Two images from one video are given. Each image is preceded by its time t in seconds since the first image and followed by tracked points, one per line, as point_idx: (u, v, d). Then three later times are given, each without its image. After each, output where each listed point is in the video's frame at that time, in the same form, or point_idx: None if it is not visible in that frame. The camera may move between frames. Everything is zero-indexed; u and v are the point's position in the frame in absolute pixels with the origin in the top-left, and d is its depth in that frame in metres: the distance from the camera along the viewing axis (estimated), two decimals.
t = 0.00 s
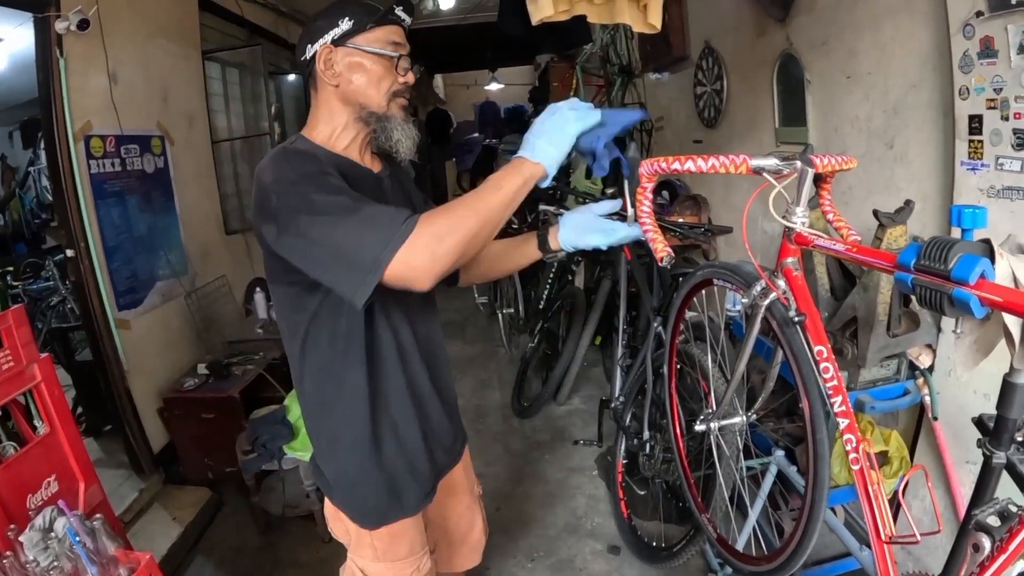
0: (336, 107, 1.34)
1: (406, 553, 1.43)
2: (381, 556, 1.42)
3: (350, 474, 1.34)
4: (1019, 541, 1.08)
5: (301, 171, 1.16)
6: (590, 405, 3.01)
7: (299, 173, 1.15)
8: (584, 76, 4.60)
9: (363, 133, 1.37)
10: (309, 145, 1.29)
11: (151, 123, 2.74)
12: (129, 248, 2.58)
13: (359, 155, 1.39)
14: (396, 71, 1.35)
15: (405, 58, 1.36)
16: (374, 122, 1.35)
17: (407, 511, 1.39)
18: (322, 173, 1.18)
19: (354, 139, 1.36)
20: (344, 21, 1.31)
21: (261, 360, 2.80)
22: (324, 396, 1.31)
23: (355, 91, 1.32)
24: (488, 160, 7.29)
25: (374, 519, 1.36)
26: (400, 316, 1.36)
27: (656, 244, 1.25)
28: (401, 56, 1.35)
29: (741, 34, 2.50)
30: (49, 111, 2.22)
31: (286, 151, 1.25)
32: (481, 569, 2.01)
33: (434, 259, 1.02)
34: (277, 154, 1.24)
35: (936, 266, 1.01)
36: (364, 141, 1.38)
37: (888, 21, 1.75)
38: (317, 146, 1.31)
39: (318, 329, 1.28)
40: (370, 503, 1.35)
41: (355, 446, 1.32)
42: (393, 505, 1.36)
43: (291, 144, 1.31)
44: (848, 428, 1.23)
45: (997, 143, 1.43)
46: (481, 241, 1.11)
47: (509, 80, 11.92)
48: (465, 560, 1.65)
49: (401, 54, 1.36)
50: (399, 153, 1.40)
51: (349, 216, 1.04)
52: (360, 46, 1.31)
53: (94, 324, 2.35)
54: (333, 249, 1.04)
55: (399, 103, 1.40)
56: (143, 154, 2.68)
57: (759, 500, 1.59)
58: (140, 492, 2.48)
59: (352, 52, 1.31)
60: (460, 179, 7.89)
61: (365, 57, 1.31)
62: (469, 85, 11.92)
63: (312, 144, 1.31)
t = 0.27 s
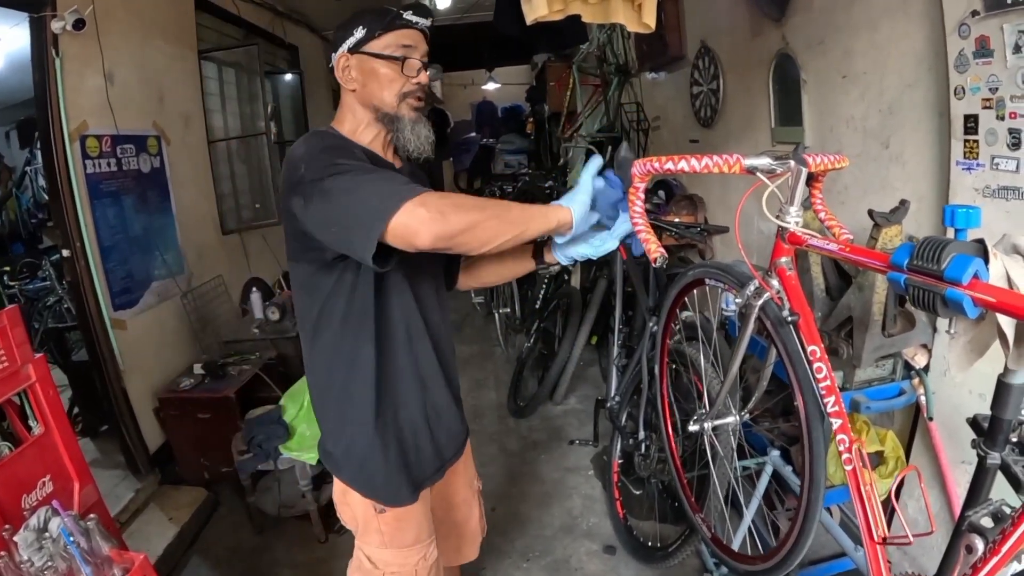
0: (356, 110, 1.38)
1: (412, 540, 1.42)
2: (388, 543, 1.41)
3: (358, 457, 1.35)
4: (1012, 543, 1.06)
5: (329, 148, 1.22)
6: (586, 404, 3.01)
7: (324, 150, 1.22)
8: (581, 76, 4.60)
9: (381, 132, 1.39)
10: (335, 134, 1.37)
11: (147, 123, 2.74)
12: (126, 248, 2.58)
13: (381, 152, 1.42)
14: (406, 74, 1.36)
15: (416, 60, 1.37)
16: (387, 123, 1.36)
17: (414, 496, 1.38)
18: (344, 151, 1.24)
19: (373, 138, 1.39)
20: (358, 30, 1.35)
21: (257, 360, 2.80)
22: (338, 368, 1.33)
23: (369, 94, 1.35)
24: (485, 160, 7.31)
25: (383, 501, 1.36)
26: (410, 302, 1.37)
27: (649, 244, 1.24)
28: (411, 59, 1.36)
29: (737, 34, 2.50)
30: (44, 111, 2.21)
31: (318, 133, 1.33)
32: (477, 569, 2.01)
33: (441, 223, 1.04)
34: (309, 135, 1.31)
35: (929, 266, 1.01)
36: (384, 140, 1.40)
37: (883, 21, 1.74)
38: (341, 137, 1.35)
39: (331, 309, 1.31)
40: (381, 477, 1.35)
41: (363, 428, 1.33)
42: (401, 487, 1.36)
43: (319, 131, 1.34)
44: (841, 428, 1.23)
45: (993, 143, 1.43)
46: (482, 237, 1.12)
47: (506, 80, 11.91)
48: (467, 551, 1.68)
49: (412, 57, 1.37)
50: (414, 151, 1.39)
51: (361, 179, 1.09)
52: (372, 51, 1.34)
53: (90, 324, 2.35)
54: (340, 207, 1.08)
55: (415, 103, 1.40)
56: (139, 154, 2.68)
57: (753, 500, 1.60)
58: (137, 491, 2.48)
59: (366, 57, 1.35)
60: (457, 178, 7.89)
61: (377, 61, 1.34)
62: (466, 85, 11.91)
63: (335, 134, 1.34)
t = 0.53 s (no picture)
0: (363, 113, 1.41)
1: (410, 535, 1.42)
2: (386, 536, 1.42)
3: (360, 448, 1.37)
4: (1007, 544, 1.06)
5: (329, 153, 1.21)
6: (585, 406, 3.02)
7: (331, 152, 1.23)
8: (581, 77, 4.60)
9: (389, 134, 1.41)
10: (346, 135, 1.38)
11: (146, 123, 2.74)
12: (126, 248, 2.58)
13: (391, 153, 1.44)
14: (409, 77, 1.38)
15: (419, 64, 1.38)
16: (391, 125, 1.38)
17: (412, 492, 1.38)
18: (346, 154, 1.23)
19: (381, 140, 1.41)
20: (364, 36, 1.39)
21: (256, 361, 2.80)
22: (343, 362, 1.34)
23: (373, 98, 1.38)
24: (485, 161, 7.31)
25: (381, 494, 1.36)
26: (411, 299, 1.37)
27: (646, 243, 1.23)
28: (414, 63, 1.38)
29: (737, 36, 2.51)
30: (45, 112, 2.22)
31: (326, 135, 1.33)
32: (475, 570, 2.01)
33: (429, 224, 1.04)
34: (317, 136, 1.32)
35: (927, 269, 1.01)
36: (392, 142, 1.43)
37: (882, 24, 1.75)
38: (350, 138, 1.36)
39: (335, 303, 1.32)
40: (380, 470, 1.36)
41: (365, 422, 1.35)
42: (398, 481, 1.36)
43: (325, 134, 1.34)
44: (836, 429, 1.23)
45: (991, 145, 1.43)
46: (472, 239, 1.11)
47: (505, 81, 11.92)
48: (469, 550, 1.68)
49: (415, 61, 1.39)
50: (419, 152, 1.40)
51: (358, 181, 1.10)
52: (376, 57, 1.37)
53: (89, 324, 2.35)
54: (339, 207, 1.09)
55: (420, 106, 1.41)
56: (139, 154, 2.68)
57: (751, 501, 1.60)
58: (136, 492, 2.49)
59: (370, 63, 1.38)
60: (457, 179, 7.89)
61: (381, 67, 1.38)
62: (466, 85, 11.91)
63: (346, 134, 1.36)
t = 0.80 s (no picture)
0: (365, 116, 1.41)
1: (407, 529, 1.41)
2: (383, 528, 1.41)
3: (358, 444, 1.37)
4: (1004, 545, 1.07)
5: (334, 162, 1.19)
6: (584, 406, 3.02)
7: (334, 163, 1.22)
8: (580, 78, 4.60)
9: (391, 138, 1.41)
10: (350, 139, 1.37)
11: (146, 123, 2.74)
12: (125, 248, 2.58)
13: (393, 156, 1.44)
14: (408, 85, 1.38)
15: (419, 72, 1.38)
16: (392, 131, 1.39)
17: (409, 487, 1.38)
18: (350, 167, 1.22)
19: (384, 142, 1.41)
20: (365, 41, 1.39)
21: (256, 361, 2.80)
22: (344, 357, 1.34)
23: (374, 104, 1.39)
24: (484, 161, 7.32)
25: (378, 489, 1.36)
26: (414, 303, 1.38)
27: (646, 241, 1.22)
28: (414, 70, 1.38)
29: (736, 37, 2.51)
30: (45, 112, 2.22)
31: (327, 142, 1.32)
32: (474, 570, 2.01)
33: (397, 260, 0.98)
34: (318, 143, 1.30)
35: (925, 270, 1.01)
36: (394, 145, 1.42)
37: (881, 25, 1.75)
38: (355, 143, 1.37)
39: (338, 303, 1.32)
40: (378, 466, 1.36)
41: (364, 419, 1.35)
42: (396, 477, 1.36)
43: (329, 138, 1.34)
44: (835, 429, 1.23)
45: (990, 147, 1.44)
46: (445, 274, 1.02)
47: (504, 82, 11.92)
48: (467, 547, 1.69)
49: (415, 68, 1.38)
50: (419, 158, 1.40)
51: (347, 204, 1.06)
52: (377, 64, 1.38)
53: (89, 324, 2.35)
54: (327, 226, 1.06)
55: (421, 112, 1.41)
56: (138, 155, 2.68)
57: (750, 501, 1.60)
58: (135, 492, 2.49)
59: (371, 68, 1.38)
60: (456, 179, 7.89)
61: (381, 74, 1.38)
62: (465, 86, 11.90)
63: (351, 139, 1.37)
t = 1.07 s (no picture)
0: (357, 119, 1.34)
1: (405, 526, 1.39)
2: (380, 528, 1.39)
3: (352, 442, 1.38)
4: (1006, 545, 1.07)
5: (298, 194, 1.19)
6: (583, 407, 3.02)
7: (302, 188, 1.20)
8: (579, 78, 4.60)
9: (382, 142, 1.35)
10: (339, 144, 1.31)
11: (145, 123, 2.74)
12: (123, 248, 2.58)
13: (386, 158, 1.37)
14: (402, 89, 1.29)
15: (413, 77, 1.28)
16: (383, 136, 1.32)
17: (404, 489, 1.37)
18: (314, 197, 1.20)
19: (374, 146, 1.34)
20: (360, 40, 1.28)
21: (255, 361, 2.80)
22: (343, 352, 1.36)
23: (366, 108, 1.31)
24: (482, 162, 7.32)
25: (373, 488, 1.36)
26: (403, 310, 1.33)
27: (647, 248, 1.26)
28: (408, 75, 1.28)
29: (735, 37, 2.51)
30: (44, 111, 2.22)
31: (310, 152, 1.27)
32: (473, 570, 2.01)
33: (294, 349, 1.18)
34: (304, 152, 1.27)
35: (924, 271, 1.01)
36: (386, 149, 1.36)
37: (880, 25, 1.75)
38: (343, 147, 1.30)
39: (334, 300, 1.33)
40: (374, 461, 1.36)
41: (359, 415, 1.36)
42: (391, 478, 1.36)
43: (314, 148, 1.29)
44: (837, 431, 1.23)
45: (989, 147, 1.44)
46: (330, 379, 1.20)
47: (503, 82, 11.93)
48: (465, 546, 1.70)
49: (410, 73, 1.28)
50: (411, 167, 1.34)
51: (291, 269, 1.16)
52: (370, 66, 1.28)
53: (87, 324, 2.35)
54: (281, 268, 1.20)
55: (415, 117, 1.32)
56: (137, 154, 2.68)
57: (751, 502, 1.60)
58: (134, 492, 2.49)
59: (365, 70, 1.29)
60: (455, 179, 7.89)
61: (374, 77, 1.28)
62: (464, 86, 11.91)
63: (340, 144, 1.31)
